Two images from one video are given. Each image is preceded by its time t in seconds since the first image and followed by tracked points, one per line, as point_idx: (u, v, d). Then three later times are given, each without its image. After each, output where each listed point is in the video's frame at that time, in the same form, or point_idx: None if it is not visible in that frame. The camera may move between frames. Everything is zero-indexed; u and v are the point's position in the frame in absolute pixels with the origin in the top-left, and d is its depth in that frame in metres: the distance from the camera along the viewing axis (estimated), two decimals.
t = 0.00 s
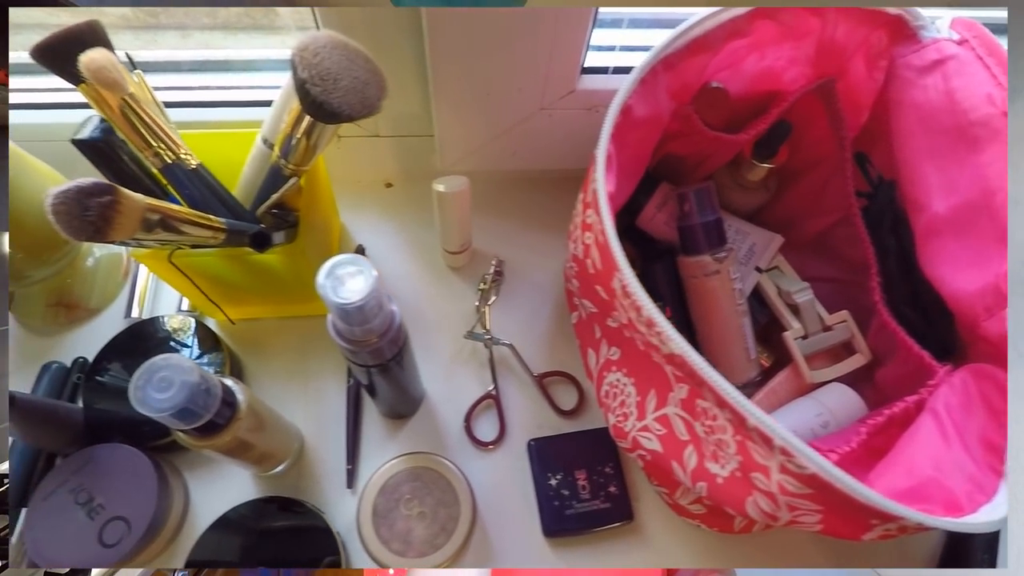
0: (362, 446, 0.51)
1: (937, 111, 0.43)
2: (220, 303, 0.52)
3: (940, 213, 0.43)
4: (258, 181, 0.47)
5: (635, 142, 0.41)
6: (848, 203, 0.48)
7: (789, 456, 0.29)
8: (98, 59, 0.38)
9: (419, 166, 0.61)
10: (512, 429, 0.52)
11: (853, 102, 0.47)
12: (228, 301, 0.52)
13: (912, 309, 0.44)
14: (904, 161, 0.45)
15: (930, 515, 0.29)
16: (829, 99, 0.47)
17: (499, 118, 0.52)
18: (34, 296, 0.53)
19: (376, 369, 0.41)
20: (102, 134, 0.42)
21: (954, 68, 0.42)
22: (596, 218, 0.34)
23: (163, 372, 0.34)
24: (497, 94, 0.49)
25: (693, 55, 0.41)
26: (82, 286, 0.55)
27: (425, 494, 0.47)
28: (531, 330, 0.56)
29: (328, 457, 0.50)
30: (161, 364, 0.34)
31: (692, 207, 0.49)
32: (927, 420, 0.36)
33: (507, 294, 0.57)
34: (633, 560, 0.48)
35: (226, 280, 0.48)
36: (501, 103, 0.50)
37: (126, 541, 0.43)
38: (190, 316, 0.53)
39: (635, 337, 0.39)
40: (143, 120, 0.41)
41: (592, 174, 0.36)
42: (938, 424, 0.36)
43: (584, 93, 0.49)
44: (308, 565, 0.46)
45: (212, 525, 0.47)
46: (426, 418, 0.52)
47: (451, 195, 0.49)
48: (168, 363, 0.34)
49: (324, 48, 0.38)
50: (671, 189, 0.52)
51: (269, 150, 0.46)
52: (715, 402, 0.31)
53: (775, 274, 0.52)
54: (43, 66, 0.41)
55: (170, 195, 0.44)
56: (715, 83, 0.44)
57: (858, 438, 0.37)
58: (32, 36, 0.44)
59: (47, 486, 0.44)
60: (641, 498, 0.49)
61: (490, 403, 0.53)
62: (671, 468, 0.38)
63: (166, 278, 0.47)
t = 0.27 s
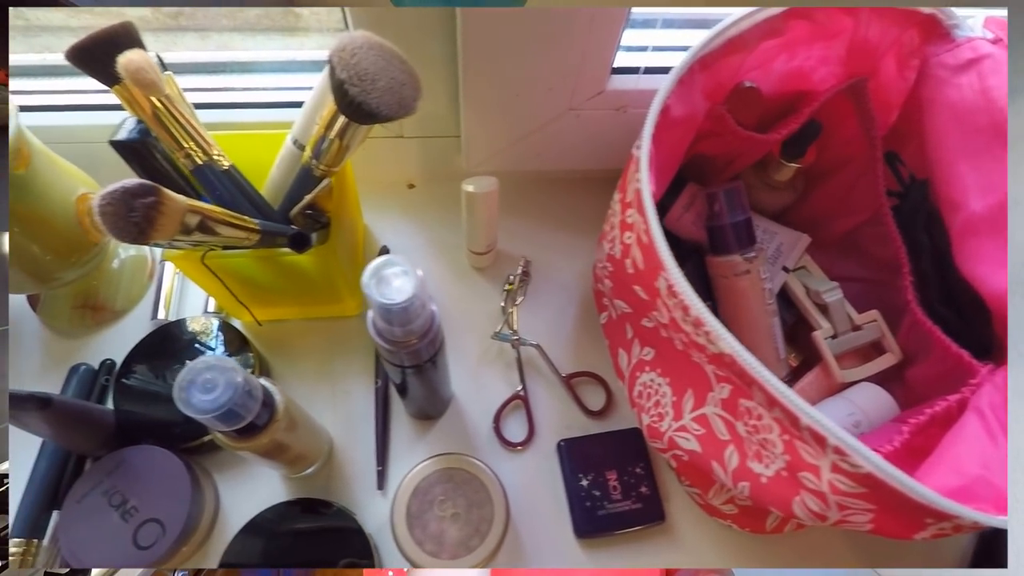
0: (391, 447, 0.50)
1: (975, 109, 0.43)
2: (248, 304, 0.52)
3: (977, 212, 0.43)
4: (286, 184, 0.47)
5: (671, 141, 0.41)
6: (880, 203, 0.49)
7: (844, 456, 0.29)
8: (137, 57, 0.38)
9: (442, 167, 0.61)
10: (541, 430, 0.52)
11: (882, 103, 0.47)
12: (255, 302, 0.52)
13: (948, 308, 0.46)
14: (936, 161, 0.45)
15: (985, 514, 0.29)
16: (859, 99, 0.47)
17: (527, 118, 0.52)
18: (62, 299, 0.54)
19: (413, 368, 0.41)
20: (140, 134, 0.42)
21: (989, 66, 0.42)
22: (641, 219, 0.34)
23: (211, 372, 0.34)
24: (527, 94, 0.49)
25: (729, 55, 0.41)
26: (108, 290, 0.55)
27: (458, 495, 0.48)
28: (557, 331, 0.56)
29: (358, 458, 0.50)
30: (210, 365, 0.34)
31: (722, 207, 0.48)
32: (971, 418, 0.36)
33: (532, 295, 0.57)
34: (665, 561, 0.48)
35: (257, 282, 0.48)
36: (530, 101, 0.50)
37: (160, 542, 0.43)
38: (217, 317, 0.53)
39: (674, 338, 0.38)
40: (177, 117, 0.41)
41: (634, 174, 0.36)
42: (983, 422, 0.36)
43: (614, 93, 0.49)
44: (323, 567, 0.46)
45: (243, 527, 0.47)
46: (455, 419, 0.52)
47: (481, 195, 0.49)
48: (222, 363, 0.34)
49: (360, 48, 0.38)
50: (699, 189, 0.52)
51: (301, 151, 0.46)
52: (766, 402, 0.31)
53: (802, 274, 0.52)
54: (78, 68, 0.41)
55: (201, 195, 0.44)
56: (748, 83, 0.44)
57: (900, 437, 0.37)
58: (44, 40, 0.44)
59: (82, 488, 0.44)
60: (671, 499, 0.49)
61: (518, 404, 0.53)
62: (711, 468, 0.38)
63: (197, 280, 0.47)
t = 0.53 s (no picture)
0: (423, 443, 0.51)
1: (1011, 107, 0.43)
2: (278, 300, 0.52)
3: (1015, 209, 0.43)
4: (317, 180, 0.47)
5: (710, 138, 0.41)
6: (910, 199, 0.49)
7: (898, 448, 0.30)
8: (182, 54, 0.39)
9: (467, 164, 0.61)
10: (571, 425, 0.52)
11: (914, 100, 0.48)
12: (286, 299, 0.52)
13: (983, 303, 0.47)
14: (970, 156, 0.46)
15: None
16: (892, 96, 0.47)
17: (558, 115, 0.52)
18: (91, 297, 0.54)
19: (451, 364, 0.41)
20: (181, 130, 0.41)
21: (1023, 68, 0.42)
22: (688, 214, 0.35)
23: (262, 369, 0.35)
24: (560, 91, 0.49)
25: (769, 51, 0.41)
26: (136, 287, 0.55)
27: (493, 490, 0.48)
28: (585, 327, 0.56)
29: (390, 454, 0.50)
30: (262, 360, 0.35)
31: (754, 203, 0.49)
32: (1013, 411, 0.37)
33: (559, 291, 0.57)
34: (697, 556, 0.48)
35: (289, 278, 0.48)
36: (561, 98, 0.50)
37: (199, 538, 0.43)
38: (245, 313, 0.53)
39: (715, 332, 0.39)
40: (216, 114, 0.41)
41: (679, 170, 0.36)
42: None
43: (645, 90, 0.49)
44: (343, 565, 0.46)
45: (277, 522, 0.47)
46: (486, 415, 0.52)
47: (514, 191, 0.50)
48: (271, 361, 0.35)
49: (401, 44, 0.38)
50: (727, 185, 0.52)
51: (335, 148, 0.47)
52: (818, 395, 0.32)
53: (830, 269, 0.52)
54: (116, 64, 0.41)
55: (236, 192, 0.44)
56: (783, 79, 0.45)
57: (941, 431, 0.37)
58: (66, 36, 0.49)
59: (117, 484, 0.44)
60: (702, 494, 0.49)
61: (549, 399, 0.53)
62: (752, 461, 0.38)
63: (231, 276, 0.46)
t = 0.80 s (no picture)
0: (456, 439, 0.51)
1: None
2: (312, 296, 0.52)
3: None
4: (353, 176, 0.47)
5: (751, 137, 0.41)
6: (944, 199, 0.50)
7: (952, 444, 0.31)
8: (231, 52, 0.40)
9: (495, 162, 0.61)
10: (603, 422, 0.52)
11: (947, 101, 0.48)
12: (319, 294, 0.52)
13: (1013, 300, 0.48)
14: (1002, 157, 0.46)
15: None
16: (926, 96, 0.47)
17: (591, 113, 0.52)
18: (123, 292, 0.55)
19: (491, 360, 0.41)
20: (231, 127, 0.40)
21: None
22: (737, 212, 0.35)
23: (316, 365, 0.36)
24: (594, 90, 0.50)
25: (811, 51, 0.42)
26: (167, 283, 0.55)
27: (530, 485, 0.48)
28: (614, 325, 0.56)
29: (423, 449, 0.50)
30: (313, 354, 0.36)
31: (787, 202, 0.49)
32: None
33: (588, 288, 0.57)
34: (729, 551, 0.49)
35: (325, 273, 0.48)
36: (595, 96, 0.50)
37: (241, 532, 0.43)
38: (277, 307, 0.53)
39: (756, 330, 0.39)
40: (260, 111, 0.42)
41: (726, 168, 0.36)
42: None
43: (679, 89, 0.49)
44: (378, 561, 0.46)
45: (313, 518, 0.48)
46: (517, 411, 0.52)
47: (548, 189, 0.50)
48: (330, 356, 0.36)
49: (447, 41, 0.38)
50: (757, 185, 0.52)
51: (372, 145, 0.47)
52: (872, 391, 0.32)
53: (859, 269, 0.52)
54: (160, 61, 0.41)
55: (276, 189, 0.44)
56: (821, 79, 0.46)
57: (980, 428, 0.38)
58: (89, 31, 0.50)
59: (158, 480, 0.44)
60: (733, 490, 0.50)
61: (580, 396, 0.53)
62: (794, 457, 0.39)
63: (268, 272, 0.47)
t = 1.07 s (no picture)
0: (492, 437, 0.51)
1: None
2: (348, 293, 0.52)
3: None
4: (392, 172, 0.47)
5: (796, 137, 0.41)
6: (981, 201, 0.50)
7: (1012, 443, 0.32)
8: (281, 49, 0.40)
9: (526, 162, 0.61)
10: (637, 421, 0.52)
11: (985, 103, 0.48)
12: (356, 292, 0.52)
13: None
14: None
15: None
16: (965, 98, 0.48)
17: (627, 113, 0.52)
18: (158, 288, 0.55)
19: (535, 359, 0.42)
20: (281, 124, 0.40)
21: None
22: (792, 213, 0.36)
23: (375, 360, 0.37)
24: (633, 90, 0.50)
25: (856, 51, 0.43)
26: (202, 279, 0.55)
27: (568, 484, 0.48)
28: (646, 324, 0.56)
29: (459, 447, 0.51)
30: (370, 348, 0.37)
31: (824, 203, 0.50)
32: None
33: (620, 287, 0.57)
34: (764, 550, 0.49)
35: (364, 271, 0.49)
36: (633, 96, 0.50)
37: (284, 529, 0.44)
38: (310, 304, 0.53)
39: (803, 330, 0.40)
40: (305, 105, 0.43)
41: (779, 169, 0.37)
42: None
43: (717, 89, 0.50)
44: (419, 558, 0.46)
45: (352, 515, 0.48)
46: (552, 410, 0.52)
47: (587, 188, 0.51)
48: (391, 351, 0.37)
49: (497, 40, 0.38)
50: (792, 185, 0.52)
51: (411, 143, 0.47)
52: (929, 392, 0.33)
53: (891, 270, 0.52)
54: (206, 57, 0.41)
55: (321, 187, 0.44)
56: (864, 81, 0.47)
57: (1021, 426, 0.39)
58: (117, 27, 0.51)
59: (200, 475, 0.44)
60: (768, 489, 0.50)
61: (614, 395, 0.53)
62: (840, 457, 0.39)
63: (309, 268, 0.47)
